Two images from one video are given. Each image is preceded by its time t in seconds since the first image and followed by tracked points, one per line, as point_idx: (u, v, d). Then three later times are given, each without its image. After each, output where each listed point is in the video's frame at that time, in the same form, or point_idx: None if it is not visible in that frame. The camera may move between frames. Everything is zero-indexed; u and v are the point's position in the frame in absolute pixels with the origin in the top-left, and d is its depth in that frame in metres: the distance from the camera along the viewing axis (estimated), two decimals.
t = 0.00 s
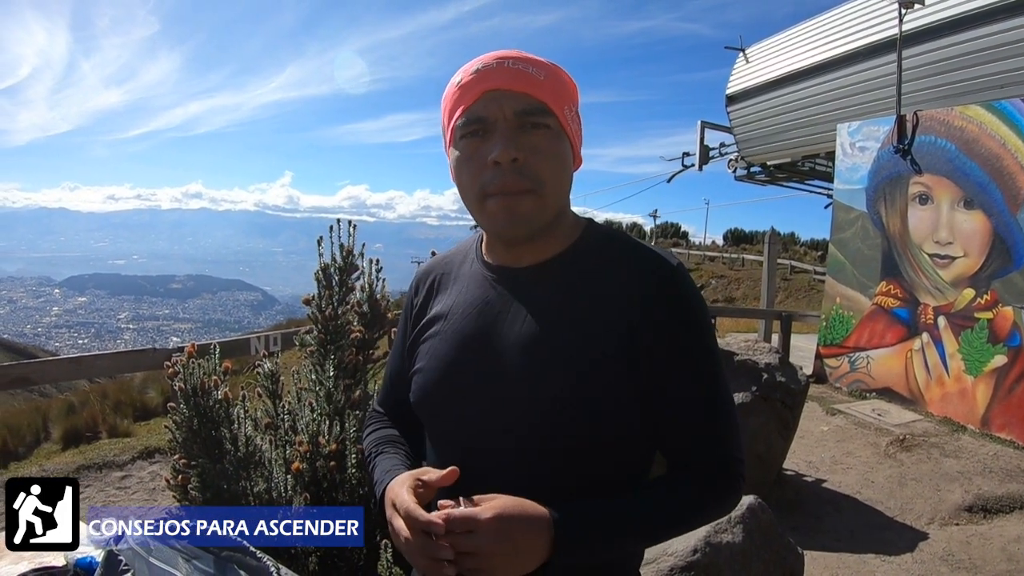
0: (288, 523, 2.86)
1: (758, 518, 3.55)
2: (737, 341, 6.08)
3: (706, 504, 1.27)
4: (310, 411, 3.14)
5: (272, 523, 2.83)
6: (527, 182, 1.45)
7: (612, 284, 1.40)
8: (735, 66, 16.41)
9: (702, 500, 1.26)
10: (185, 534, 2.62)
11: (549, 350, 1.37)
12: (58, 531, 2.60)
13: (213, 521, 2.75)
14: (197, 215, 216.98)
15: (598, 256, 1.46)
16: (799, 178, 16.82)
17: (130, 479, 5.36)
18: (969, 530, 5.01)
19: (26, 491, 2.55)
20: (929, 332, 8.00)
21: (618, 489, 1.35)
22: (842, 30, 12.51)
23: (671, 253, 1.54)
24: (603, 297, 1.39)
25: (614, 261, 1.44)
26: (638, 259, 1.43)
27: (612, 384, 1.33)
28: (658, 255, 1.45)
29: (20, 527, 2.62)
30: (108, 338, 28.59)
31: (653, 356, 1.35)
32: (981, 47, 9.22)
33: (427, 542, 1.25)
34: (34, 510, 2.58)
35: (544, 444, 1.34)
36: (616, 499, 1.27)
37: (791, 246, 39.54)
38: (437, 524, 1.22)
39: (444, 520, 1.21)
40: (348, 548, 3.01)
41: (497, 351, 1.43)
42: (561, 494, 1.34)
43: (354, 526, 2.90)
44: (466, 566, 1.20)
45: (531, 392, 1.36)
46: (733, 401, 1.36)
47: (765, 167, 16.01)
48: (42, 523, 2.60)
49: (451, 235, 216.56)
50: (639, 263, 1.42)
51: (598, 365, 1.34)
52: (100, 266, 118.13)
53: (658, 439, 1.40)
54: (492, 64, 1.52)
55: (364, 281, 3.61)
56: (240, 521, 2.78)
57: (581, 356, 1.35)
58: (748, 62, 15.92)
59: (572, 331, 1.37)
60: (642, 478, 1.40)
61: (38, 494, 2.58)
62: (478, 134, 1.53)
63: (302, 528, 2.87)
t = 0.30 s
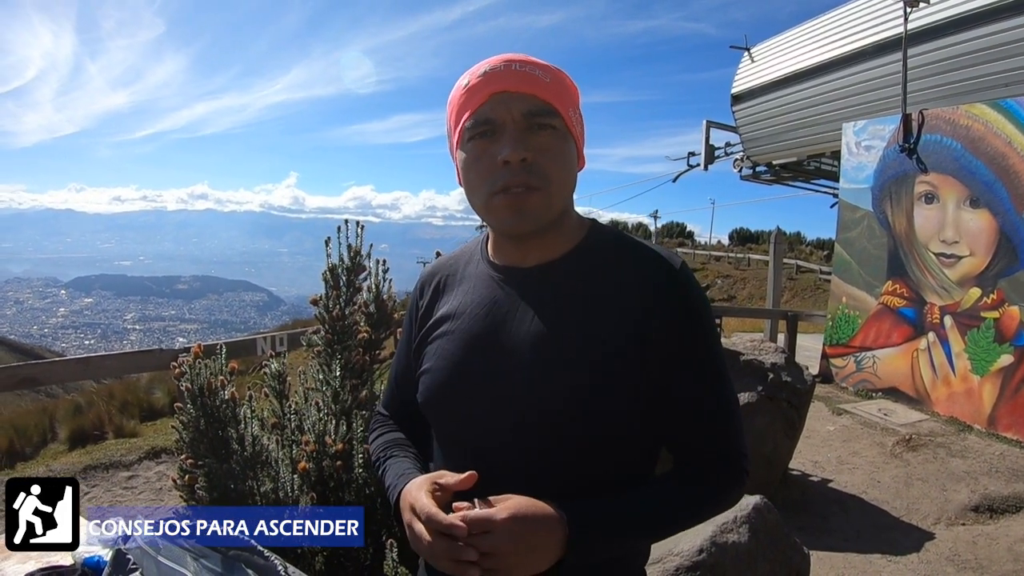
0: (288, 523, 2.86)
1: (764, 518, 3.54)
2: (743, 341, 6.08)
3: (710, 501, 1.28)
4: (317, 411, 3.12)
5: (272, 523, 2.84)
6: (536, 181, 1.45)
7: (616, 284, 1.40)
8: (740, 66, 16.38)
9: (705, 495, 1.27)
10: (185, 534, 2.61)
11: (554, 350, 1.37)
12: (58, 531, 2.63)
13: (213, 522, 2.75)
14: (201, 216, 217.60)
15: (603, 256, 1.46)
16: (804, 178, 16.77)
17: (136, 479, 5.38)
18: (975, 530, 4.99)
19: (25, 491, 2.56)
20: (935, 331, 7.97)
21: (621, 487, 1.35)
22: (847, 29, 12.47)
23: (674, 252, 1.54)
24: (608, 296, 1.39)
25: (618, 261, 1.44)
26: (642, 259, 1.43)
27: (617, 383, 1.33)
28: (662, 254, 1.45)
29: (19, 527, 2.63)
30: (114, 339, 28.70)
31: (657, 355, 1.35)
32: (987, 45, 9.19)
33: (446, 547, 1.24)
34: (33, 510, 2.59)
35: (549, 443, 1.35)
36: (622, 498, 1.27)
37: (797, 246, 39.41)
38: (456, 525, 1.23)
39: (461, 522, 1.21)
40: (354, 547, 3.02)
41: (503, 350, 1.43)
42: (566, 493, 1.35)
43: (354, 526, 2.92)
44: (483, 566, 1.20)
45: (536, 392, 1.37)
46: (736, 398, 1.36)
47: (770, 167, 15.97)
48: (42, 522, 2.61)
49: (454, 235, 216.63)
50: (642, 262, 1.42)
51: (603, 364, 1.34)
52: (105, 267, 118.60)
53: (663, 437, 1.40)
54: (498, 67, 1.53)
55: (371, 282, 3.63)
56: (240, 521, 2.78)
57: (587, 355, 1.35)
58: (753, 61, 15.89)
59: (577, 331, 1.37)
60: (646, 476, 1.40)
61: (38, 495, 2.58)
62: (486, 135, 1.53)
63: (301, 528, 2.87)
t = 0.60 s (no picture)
0: (287, 523, 2.85)
1: (767, 519, 3.54)
2: (746, 342, 6.08)
3: (716, 496, 1.28)
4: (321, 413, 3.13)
5: (272, 523, 2.84)
6: (543, 185, 1.46)
7: (620, 284, 1.41)
8: (742, 66, 16.37)
9: (708, 492, 1.27)
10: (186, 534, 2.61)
11: (559, 351, 1.38)
12: (58, 531, 2.65)
13: (213, 522, 2.75)
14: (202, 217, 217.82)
15: (606, 257, 1.47)
16: (807, 178, 16.75)
17: (140, 480, 5.40)
18: (977, 530, 4.99)
19: (26, 491, 2.58)
20: (937, 332, 7.97)
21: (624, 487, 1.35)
22: (849, 30, 12.48)
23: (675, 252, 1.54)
24: (612, 296, 1.40)
25: (621, 261, 1.45)
26: (645, 259, 1.44)
27: (622, 381, 1.34)
28: (663, 254, 1.46)
29: (19, 528, 2.65)
30: (116, 340, 28.75)
31: (661, 353, 1.35)
32: (990, 46, 9.18)
33: (432, 510, 1.34)
34: (34, 510, 2.61)
35: (556, 443, 1.35)
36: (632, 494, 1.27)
37: (799, 246, 39.39)
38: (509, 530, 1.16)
39: (521, 528, 1.14)
40: (358, 548, 3.03)
41: (506, 352, 1.43)
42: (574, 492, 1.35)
43: (353, 526, 2.94)
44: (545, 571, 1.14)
45: (542, 393, 1.37)
46: (740, 395, 1.36)
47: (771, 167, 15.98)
48: (42, 523, 2.63)
49: (456, 236, 216.69)
50: (644, 261, 1.43)
51: (607, 364, 1.35)
52: (107, 267, 118.81)
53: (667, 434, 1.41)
54: (499, 73, 1.53)
55: (374, 284, 3.64)
56: (240, 521, 2.79)
57: (591, 355, 1.36)
58: (755, 62, 15.89)
59: (582, 331, 1.38)
60: (652, 473, 1.40)
61: (38, 495, 2.60)
62: (491, 140, 1.53)
63: (301, 528, 2.86)
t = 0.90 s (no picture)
0: (287, 523, 2.84)
1: (768, 521, 3.54)
2: (747, 344, 6.08)
3: (719, 491, 1.30)
4: (323, 413, 3.13)
5: (272, 523, 2.83)
6: (539, 191, 1.46)
7: (621, 283, 1.42)
8: (744, 68, 16.37)
9: (711, 489, 1.28)
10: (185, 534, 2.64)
11: (562, 351, 1.38)
12: (58, 531, 2.65)
13: (213, 521, 2.77)
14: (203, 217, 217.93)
15: (607, 258, 1.48)
16: (808, 180, 16.74)
17: (141, 480, 5.41)
18: (978, 533, 4.99)
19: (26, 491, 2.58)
20: (939, 335, 7.96)
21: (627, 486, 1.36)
22: (851, 32, 12.48)
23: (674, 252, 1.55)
24: (613, 296, 1.41)
25: (622, 263, 1.46)
26: (644, 259, 1.45)
27: (625, 380, 1.34)
28: (663, 254, 1.48)
29: (20, 528, 2.65)
30: (118, 340, 28.76)
31: (662, 351, 1.36)
32: (992, 48, 9.18)
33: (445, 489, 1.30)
34: (34, 510, 2.61)
35: (558, 442, 1.35)
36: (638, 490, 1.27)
37: (800, 248, 39.38)
38: (536, 522, 1.14)
39: (551, 522, 1.13)
40: (358, 548, 3.04)
41: (509, 354, 1.43)
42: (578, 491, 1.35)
43: (353, 526, 2.94)
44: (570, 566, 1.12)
45: (544, 392, 1.37)
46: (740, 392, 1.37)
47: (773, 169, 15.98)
48: (42, 522, 2.63)
49: (456, 237, 216.71)
50: (644, 261, 1.44)
51: (609, 363, 1.35)
52: (108, 267, 118.86)
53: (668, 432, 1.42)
54: (490, 81, 1.53)
55: (376, 285, 3.64)
56: (240, 521, 2.79)
57: (593, 354, 1.36)
58: (756, 63, 15.90)
59: (585, 330, 1.38)
60: (655, 471, 1.41)
61: (38, 495, 2.61)
62: (485, 149, 1.54)
63: (301, 528, 2.86)
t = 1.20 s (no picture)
0: (287, 523, 2.85)
1: (768, 522, 3.53)
2: (747, 345, 6.08)
3: (720, 493, 1.29)
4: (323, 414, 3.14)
5: (272, 523, 2.83)
6: (556, 178, 1.44)
7: (622, 283, 1.42)
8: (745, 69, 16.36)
9: (712, 490, 1.27)
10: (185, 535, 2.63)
11: (563, 350, 1.38)
12: (58, 531, 2.66)
13: (213, 521, 2.77)
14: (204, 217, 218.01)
15: (608, 258, 1.48)
16: (810, 181, 16.73)
17: (141, 480, 5.41)
18: (979, 534, 4.98)
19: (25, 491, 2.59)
20: (940, 336, 7.95)
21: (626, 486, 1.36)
22: (851, 33, 12.49)
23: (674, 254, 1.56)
24: (614, 295, 1.41)
25: (623, 263, 1.46)
26: (645, 260, 1.46)
27: (626, 379, 1.34)
28: (663, 255, 1.48)
29: (20, 528, 2.66)
30: (118, 340, 28.78)
31: (663, 351, 1.37)
32: (994, 49, 9.17)
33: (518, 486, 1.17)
34: (34, 510, 2.62)
35: (558, 442, 1.35)
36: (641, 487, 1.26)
37: (801, 249, 39.37)
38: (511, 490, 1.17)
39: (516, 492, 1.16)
40: (359, 549, 3.05)
41: (511, 354, 1.43)
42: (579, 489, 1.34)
43: (353, 526, 2.94)
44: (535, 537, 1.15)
45: (545, 391, 1.37)
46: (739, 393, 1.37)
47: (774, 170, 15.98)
48: (42, 522, 2.64)
49: (457, 237, 216.72)
50: (646, 261, 1.45)
51: (610, 361, 1.35)
52: (108, 267, 118.93)
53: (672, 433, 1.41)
54: (509, 74, 1.54)
55: (376, 285, 3.65)
56: (240, 521, 2.79)
57: (595, 353, 1.36)
58: (757, 64, 15.90)
59: (586, 329, 1.39)
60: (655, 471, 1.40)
61: (38, 494, 2.62)
62: (501, 136, 1.51)
63: (301, 528, 2.87)
